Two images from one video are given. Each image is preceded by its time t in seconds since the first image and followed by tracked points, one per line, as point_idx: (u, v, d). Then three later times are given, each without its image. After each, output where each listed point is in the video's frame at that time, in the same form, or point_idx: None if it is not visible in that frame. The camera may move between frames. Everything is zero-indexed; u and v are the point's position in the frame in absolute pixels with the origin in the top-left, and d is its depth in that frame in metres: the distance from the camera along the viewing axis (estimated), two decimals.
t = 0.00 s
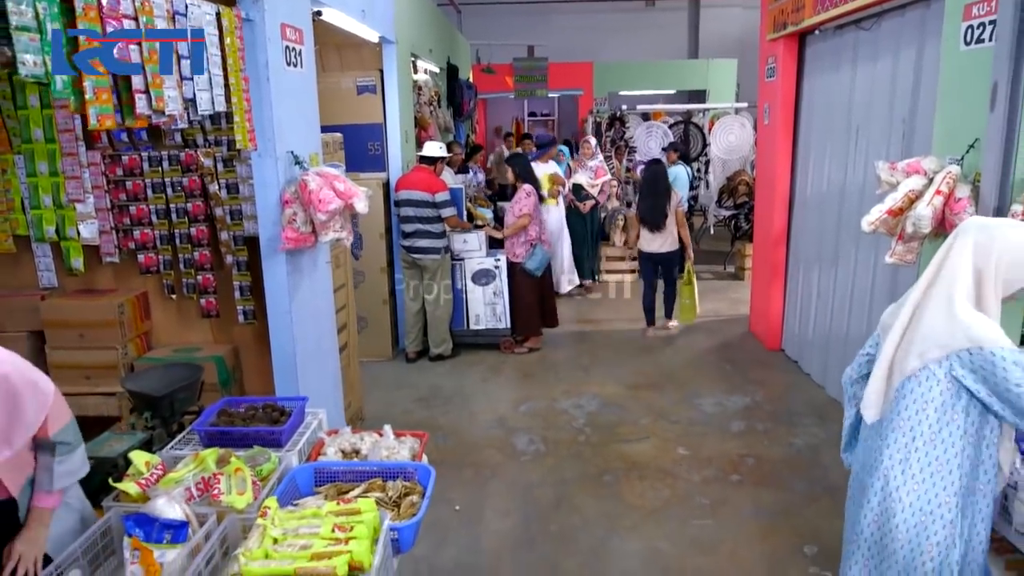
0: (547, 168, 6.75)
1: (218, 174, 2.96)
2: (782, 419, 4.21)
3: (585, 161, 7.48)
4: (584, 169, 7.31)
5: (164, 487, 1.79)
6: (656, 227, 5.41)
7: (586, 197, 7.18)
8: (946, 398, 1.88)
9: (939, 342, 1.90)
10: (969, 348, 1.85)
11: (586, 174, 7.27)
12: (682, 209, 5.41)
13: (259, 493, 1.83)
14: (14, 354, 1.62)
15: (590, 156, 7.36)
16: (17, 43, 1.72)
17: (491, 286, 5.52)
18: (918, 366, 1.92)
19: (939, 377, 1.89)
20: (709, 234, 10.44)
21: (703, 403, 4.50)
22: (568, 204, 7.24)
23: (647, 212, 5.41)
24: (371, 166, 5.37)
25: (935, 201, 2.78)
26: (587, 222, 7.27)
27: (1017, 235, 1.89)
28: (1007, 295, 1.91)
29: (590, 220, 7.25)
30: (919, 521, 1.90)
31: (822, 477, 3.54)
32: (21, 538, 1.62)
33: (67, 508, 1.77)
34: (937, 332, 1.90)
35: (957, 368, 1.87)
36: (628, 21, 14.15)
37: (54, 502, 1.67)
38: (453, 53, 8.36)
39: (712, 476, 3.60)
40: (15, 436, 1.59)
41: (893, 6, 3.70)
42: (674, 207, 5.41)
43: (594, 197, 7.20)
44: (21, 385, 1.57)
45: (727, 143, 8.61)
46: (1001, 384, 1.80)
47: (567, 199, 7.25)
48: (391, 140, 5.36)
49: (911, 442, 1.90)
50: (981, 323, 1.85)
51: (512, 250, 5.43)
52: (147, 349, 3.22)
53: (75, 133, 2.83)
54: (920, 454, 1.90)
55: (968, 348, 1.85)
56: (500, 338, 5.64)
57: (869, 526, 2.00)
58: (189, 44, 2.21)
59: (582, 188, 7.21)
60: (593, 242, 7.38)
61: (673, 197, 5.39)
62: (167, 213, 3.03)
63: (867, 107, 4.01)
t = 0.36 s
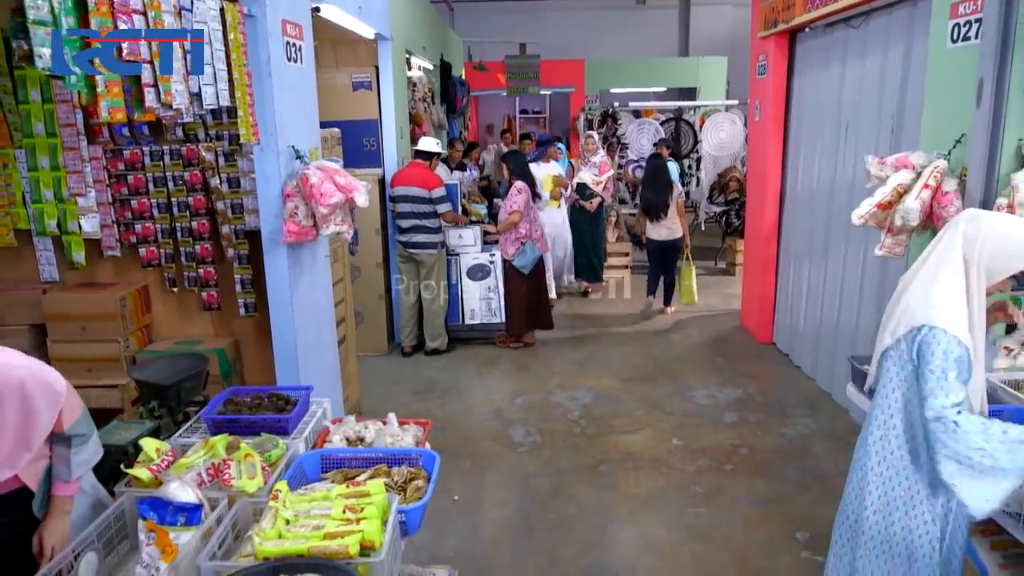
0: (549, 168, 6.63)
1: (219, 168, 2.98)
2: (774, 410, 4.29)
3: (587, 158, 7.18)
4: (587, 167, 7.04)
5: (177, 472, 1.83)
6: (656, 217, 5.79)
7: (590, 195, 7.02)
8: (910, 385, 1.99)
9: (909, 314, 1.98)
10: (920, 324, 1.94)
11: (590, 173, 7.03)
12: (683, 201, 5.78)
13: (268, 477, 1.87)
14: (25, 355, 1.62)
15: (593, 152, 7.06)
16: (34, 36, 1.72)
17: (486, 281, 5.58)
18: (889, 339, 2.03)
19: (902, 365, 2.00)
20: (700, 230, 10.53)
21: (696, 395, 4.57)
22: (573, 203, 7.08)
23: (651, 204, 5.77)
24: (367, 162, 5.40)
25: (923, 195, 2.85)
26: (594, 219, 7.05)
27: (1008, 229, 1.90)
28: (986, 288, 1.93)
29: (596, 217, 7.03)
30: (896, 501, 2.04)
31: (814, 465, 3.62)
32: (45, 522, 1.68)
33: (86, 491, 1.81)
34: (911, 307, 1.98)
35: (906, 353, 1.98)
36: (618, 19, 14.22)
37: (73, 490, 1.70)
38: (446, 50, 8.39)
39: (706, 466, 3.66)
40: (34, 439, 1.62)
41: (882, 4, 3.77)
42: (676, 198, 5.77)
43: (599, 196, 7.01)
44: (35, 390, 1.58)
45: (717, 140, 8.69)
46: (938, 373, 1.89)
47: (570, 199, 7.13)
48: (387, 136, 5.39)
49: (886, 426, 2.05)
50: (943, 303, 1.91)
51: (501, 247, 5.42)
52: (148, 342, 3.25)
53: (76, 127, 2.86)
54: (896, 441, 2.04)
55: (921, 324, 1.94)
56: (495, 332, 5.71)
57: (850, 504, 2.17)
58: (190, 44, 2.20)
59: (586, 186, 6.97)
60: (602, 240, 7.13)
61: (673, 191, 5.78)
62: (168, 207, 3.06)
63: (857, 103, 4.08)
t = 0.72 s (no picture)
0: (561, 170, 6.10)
1: (232, 161, 3.06)
2: (774, 401, 4.37)
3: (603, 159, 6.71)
4: (601, 170, 6.54)
5: (202, 451, 1.90)
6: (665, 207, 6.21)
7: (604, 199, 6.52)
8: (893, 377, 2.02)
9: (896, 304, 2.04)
10: (903, 311, 2.00)
11: (604, 176, 6.52)
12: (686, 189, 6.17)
13: (289, 457, 1.94)
14: (57, 334, 1.67)
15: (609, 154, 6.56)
16: (68, 30, 1.82)
17: (489, 275, 5.66)
18: (880, 328, 2.10)
19: (887, 357, 2.04)
20: (700, 225, 10.62)
21: (697, 386, 4.65)
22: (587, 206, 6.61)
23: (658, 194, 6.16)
24: (371, 157, 5.46)
25: (920, 187, 2.93)
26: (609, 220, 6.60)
27: (1006, 221, 1.92)
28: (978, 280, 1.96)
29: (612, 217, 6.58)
30: (866, 492, 2.09)
31: (813, 454, 3.70)
32: (78, 497, 1.77)
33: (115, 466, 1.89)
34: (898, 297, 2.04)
35: (892, 344, 2.02)
36: (618, 15, 14.27)
37: (104, 466, 1.78)
38: (448, 46, 8.45)
39: (707, 454, 3.74)
40: (69, 416, 1.68)
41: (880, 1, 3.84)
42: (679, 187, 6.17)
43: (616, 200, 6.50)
44: (72, 367, 1.64)
45: (717, 136, 8.73)
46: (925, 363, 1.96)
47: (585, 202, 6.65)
48: (391, 131, 5.45)
49: (869, 416, 2.08)
50: (928, 292, 1.97)
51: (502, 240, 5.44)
52: (162, 331, 3.32)
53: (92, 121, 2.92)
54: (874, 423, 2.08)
55: (903, 312, 1.99)
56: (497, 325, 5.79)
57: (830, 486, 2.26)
58: (189, 44, 2.15)
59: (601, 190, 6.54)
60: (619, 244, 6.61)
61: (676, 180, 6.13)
62: (182, 199, 3.13)
63: (856, 99, 4.15)
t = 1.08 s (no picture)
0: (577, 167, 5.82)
1: (250, 156, 3.13)
2: (777, 394, 4.44)
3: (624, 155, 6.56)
4: (623, 165, 6.48)
5: (230, 432, 1.99)
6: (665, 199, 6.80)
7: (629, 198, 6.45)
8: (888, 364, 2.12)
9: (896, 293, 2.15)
10: (901, 301, 2.09)
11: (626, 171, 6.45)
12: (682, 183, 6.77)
13: (311, 439, 2.03)
14: (91, 308, 1.80)
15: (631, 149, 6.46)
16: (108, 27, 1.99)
17: (496, 270, 5.74)
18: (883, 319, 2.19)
19: (885, 343, 2.13)
20: (703, 224, 10.69)
21: (701, 380, 4.73)
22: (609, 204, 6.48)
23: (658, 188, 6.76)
24: (380, 153, 5.55)
25: (920, 183, 3.00)
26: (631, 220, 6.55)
27: (1006, 216, 1.94)
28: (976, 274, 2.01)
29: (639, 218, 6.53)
30: (858, 473, 2.19)
31: (815, 445, 3.77)
32: (112, 468, 1.86)
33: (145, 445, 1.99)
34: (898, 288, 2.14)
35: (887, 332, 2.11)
36: (622, 14, 14.34)
37: (136, 440, 1.90)
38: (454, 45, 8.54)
39: (711, 444, 3.83)
40: (104, 385, 1.80)
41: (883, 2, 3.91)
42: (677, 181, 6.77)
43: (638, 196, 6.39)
44: (107, 339, 1.78)
45: (721, 134, 8.80)
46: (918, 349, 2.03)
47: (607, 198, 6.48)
48: (400, 128, 5.54)
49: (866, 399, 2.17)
50: (923, 284, 2.05)
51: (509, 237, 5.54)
52: (179, 323, 3.40)
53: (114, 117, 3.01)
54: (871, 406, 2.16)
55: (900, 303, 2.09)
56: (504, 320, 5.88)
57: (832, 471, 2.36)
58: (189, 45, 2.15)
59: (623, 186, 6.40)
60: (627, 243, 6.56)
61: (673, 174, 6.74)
62: (201, 193, 3.21)
63: (858, 97, 4.22)
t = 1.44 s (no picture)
0: (585, 174, 5.38)
1: (262, 153, 3.20)
2: (775, 388, 4.53)
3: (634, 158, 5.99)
4: (632, 168, 6.06)
5: (249, 417, 2.06)
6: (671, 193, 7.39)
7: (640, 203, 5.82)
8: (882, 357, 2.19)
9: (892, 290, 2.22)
10: (897, 297, 2.16)
11: (636, 173, 5.99)
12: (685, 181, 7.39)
13: (326, 424, 2.10)
14: (114, 292, 1.88)
15: (641, 152, 6.05)
16: (140, 29, 1.98)
17: (499, 267, 5.80)
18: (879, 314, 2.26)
19: (879, 338, 2.20)
20: (703, 222, 10.77)
21: (701, 374, 4.81)
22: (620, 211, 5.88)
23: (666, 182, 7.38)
24: (385, 152, 5.62)
25: (915, 179, 3.10)
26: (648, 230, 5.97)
27: (1000, 211, 1.99)
28: (970, 268, 2.06)
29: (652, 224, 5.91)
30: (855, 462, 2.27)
31: (813, 437, 3.85)
32: (131, 446, 1.94)
33: (163, 428, 2.06)
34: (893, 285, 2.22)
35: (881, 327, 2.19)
36: (622, 14, 14.42)
37: (156, 421, 1.98)
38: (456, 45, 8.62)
39: (711, 437, 3.91)
40: (126, 365, 1.88)
41: (880, 3, 3.99)
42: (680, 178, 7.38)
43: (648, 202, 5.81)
44: (130, 322, 1.86)
45: (721, 134, 8.89)
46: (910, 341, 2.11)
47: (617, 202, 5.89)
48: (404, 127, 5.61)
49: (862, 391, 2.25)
50: (917, 279, 2.12)
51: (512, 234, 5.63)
52: (191, 316, 3.48)
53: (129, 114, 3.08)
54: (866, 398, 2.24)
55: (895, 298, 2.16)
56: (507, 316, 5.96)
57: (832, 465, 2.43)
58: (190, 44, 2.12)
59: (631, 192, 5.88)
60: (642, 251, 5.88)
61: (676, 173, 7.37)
62: (214, 188, 3.29)
63: (856, 98, 4.30)
